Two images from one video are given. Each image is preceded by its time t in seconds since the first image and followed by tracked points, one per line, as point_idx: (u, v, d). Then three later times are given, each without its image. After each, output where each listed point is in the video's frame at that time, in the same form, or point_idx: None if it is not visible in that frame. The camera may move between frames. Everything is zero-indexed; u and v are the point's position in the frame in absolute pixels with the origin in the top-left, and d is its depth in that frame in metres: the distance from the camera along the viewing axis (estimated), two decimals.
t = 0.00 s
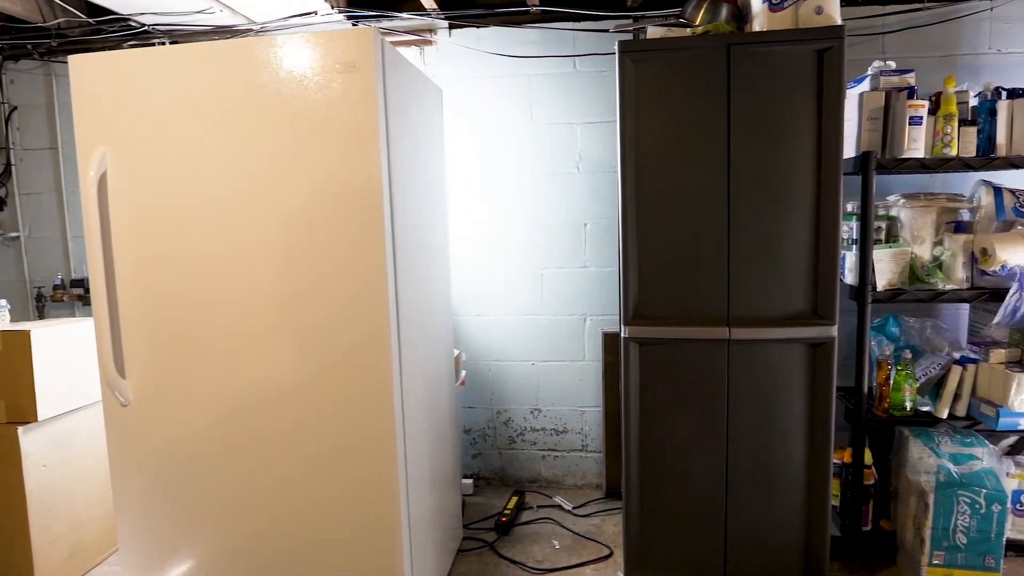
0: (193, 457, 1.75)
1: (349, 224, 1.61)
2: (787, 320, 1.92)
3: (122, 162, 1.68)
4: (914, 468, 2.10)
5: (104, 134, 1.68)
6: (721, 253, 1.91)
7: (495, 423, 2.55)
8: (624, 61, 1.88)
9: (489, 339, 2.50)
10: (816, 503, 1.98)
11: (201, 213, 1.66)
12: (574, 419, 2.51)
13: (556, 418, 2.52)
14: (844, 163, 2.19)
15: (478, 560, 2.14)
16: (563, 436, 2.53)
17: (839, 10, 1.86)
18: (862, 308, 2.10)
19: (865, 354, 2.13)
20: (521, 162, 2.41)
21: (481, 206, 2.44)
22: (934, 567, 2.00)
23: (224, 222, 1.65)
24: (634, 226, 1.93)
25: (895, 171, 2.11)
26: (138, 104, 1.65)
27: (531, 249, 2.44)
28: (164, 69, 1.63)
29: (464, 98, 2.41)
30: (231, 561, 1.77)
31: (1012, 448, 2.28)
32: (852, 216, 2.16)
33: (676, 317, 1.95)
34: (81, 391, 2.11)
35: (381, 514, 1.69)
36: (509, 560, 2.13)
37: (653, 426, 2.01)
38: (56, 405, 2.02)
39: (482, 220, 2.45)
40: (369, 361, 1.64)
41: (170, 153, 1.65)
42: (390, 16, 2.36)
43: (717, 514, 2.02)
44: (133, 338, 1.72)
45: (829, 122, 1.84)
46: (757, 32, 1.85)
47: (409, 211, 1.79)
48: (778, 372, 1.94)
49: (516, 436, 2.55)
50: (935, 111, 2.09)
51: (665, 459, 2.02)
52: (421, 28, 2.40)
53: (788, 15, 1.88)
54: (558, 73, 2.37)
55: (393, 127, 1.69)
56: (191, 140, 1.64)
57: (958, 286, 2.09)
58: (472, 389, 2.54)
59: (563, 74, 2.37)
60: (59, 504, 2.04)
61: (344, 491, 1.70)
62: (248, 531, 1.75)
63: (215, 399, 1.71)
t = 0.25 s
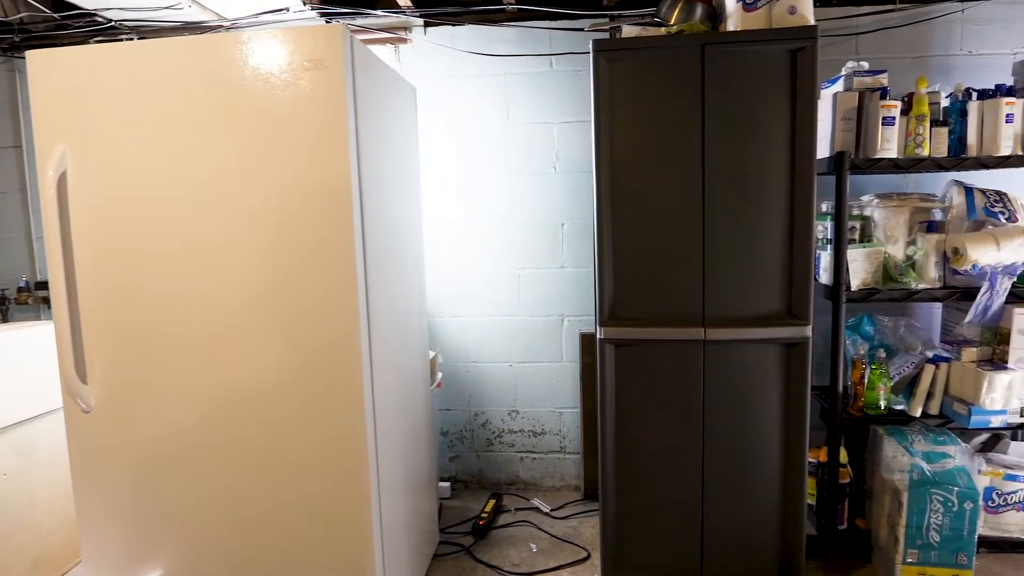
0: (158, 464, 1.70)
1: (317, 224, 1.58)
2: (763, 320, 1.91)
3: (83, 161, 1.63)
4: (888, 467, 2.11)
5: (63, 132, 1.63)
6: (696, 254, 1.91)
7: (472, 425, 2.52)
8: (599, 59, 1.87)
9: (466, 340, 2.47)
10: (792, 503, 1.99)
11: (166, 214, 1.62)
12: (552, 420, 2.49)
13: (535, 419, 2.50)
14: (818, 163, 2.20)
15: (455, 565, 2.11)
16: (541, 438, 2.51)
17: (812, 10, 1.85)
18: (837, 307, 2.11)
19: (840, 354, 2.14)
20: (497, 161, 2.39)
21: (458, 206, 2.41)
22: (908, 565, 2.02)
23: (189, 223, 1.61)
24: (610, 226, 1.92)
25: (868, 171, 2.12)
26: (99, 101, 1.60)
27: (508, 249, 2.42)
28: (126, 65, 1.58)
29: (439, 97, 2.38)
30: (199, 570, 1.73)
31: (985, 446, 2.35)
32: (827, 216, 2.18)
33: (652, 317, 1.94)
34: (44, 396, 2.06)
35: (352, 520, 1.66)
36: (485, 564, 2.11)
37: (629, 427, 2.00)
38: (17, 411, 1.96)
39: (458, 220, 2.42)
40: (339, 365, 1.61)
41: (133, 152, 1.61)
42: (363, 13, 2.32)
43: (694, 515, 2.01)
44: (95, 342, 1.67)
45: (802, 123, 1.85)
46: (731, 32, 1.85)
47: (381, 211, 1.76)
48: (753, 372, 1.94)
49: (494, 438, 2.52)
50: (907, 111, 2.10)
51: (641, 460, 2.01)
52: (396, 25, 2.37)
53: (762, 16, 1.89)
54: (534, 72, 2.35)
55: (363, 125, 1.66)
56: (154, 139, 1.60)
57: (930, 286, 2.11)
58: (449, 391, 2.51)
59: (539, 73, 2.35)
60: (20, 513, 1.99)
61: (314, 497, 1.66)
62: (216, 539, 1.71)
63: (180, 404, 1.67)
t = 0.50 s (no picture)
0: (121, 472, 1.65)
1: (285, 225, 1.54)
2: (738, 320, 1.91)
3: (41, 161, 1.58)
4: (863, 466, 2.11)
5: (20, 130, 1.58)
6: (672, 254, 1.90)
7: (449, 428, 2.49)
8: (573, 58, 1.85)
9: (443, 342, 2.44)
10: (768, 503, 1.98)
11: (128, 216, 1.57)
12: (530, 423, 2.47)
13: (512, 422, 2.47)
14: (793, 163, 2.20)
15: (430, 571, 2.08)
16: (519, 440, 2.48)
17: (785, 10, 1.85)
18: (812, 307, 2.11)
19: (815, 353, 2.14)
20: (473, 161, 2.36)
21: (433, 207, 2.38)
22: (884, 564, 2.02)
23: (151, 224, 1.57)
24: (585, 226, 1.90)
25: (843, 171, 2.13)
26: (57, 99, 1.56)
27: (485, 250, 2.39)
28: (85, 62, 1.54)
29: (415, 95, 2.35)
30: None
31: (958, 443, 2.38)
32: (802, 216, 2.18)
33: (628, 318, 1.92)
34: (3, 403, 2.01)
35: (321, 529, 1.62)
36: (461, 570, 2.08)
37: (605, 429, 1.99)
38: None
39: (434, 220, 2.39)
40: (307, 369, 1.57)
41: (94, 151, 1.56)
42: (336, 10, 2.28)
43: (671, 517, 2.00)
44: (53, 348, 1.62)
45: (777, 122, 1.84)
46: (705, 31, 1.84)
47: (352, 212, 1.73)
48: (730, 373, 1.93)
49: (472, 441, 2.50)
50: (881, 112, 2.11)
51: (618, 462, 1.99)
52: (370, 23, 2.33)
53: (736, 14, 1.89)
54: (510, 71, 2.32)
55: (332, 124, 1.62)
56: (116, 137, 1.55)
57: (904, 285, 2.12)
58: (426, 393, 2.48)
59: (516, 72, 2.32)
60: None
61: (281, 505, 1.62)
62: (181, 549, 1.66)
63: (143, 411, 1.62)
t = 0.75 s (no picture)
0: (81, 482, 1.60)
1: (250, 227, 1.50)
2: (713, 321, 1.90)
3: None
4: (840, 466, 2.11)
5: None
6: (648, 254, 1.88)
7: (426, 432, 2.46)
8: (546, 57, 1.82)
9: (419, 345, 2.41)
10: (745, 505, 1.98)
11: (87, 218, 1.52)
12: (508, 425, 2.44)
13: (489, 425, 2.45)
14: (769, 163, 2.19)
15: None
16: (497, 443, 2.46)
17: (760, 9, 1.85)
18: (788, 307, 2.11)
19: (791, 353, 2.14)
20: (448, 161, 2.33)
21: (409, 208, 2.35)
22: (860, 564, 2.02)
23: (111, 226, 1.52)
24: (560, 227, 1.88)
25: (818, 171, 2.12)
26: (12, 97, 1.50)
27: (461, 251, 2.36)
28: (40, 58, 1.49)
29: (389, 94, 2.31)
30: None
31: (934, 441, 2.39)
32: (778, 216, 2.18)
33: (604, 320, 1.90)
34: None
35: (290, 538, 1.58)
36: None
37: (581, 431, 1.97)
38: None
39: (410, 221, 2.35)
40: (273, 375, 1.53)
41: (50, 151, 1.51)
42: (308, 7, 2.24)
43: (648, 520, 1.99)
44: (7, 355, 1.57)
45: (751, 122, 1.84)
46: (679, 31, 1.83)
47: (321, 213, 1.69)
48: (706, 374, 1.92)
49: (449, 445, 2.46)
50: (855, 112, 2.11)
51: (595, 465, 1.97)
52: (343, 20, 2.29)
53: (710, 13, 1.89)
54: (485, 70, 2.30)
55: (299, 123, 1.58)
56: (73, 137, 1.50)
57: (879, 284, 2.12)
58: (402, 397, 2.44)
59: (491, 71, 2.30)
60: None
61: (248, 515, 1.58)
62: (144, 561, 1.62)
63: (104, 418, 1.58)
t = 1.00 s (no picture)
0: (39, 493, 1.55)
1: (214, 229, 1.46)
2: (690, 322, 1.88)
3: None
4: (818, 466, 2.11)
5: None
6: (624, 255, 1.86)
7: (402, 436, 2.42)
8: (520, 55, 1.80)
9: (394, 348, 2.37)
10: (724, 507, 1.96)
11: (42, 219, 1.47)
12: (486, 428, 2.41)
13: (467, 428, 2.41)
14: (745, 163, 2.18)
15: None
16: (475, 447, 2.42)
17: (734, 9, 1.85)
18: (765, 307, 2.11)
19: (770, 353, 2.13)
20: (423, 161, 2.29)
21: (384, 209, 2.31)
22: (839, 564, 2.02)
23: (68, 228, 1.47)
24: (535, 228, 1.86)
25: (795, 171, 2.11)
26: None
27: (437, 252, 2.32)
28: None
29: (363, 93, 2.27)
30: None
31: (911, 439, 2.39)
32: (755, 216, 2.17)
33: (580, 322, 1.88)
34: None
35: (258, 548, 1.54)
36: None
37: (558, 434, 1.94)
38: None
39: (384, 222, 2.31)
40: (241, 379, 1.49)
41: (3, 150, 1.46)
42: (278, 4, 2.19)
43: (626, 524, 1.97)
44: None
45: (727, 121, 1.82)
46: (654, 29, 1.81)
47: (289, 214, 1.65)
48: (684, 376, 1.90)
49: (426, 449, 2.43)
50: (831, 112, 2.11)
51: (572, 469, 1.95)
52: (314, 18, 2.24)
53: (685, 12, 1.87)
54: (461, 69, 2.26)
55: (265, 122, 1.54)
56: (27, 136, 1.45)
57: (856, 284, 2.12)
58: (377, 401, 2.40)
59: (467, 69, 2.26)
60: None
61: (215, 523, 1.54)
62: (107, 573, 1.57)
63: (63, 427, 1.52)
